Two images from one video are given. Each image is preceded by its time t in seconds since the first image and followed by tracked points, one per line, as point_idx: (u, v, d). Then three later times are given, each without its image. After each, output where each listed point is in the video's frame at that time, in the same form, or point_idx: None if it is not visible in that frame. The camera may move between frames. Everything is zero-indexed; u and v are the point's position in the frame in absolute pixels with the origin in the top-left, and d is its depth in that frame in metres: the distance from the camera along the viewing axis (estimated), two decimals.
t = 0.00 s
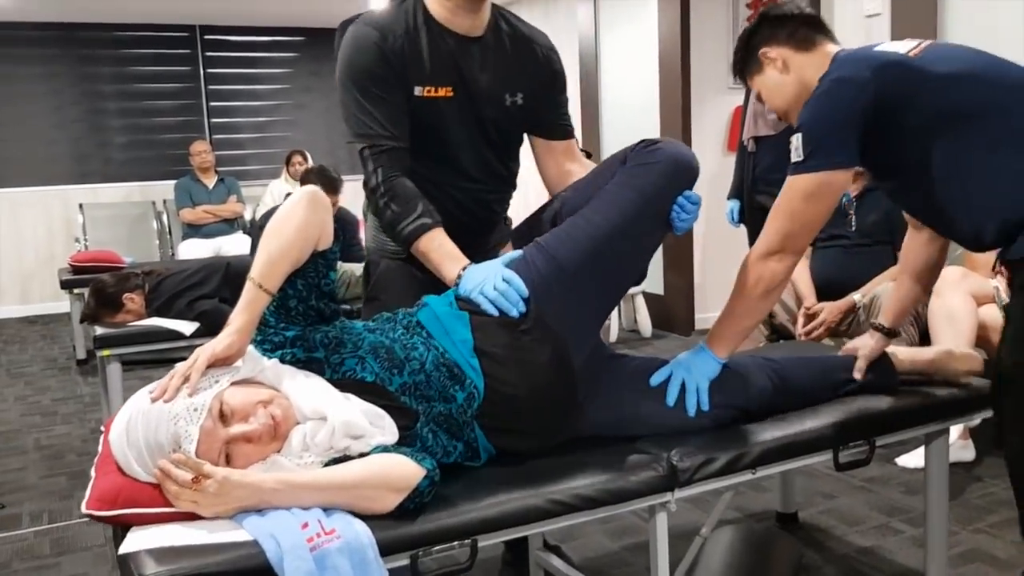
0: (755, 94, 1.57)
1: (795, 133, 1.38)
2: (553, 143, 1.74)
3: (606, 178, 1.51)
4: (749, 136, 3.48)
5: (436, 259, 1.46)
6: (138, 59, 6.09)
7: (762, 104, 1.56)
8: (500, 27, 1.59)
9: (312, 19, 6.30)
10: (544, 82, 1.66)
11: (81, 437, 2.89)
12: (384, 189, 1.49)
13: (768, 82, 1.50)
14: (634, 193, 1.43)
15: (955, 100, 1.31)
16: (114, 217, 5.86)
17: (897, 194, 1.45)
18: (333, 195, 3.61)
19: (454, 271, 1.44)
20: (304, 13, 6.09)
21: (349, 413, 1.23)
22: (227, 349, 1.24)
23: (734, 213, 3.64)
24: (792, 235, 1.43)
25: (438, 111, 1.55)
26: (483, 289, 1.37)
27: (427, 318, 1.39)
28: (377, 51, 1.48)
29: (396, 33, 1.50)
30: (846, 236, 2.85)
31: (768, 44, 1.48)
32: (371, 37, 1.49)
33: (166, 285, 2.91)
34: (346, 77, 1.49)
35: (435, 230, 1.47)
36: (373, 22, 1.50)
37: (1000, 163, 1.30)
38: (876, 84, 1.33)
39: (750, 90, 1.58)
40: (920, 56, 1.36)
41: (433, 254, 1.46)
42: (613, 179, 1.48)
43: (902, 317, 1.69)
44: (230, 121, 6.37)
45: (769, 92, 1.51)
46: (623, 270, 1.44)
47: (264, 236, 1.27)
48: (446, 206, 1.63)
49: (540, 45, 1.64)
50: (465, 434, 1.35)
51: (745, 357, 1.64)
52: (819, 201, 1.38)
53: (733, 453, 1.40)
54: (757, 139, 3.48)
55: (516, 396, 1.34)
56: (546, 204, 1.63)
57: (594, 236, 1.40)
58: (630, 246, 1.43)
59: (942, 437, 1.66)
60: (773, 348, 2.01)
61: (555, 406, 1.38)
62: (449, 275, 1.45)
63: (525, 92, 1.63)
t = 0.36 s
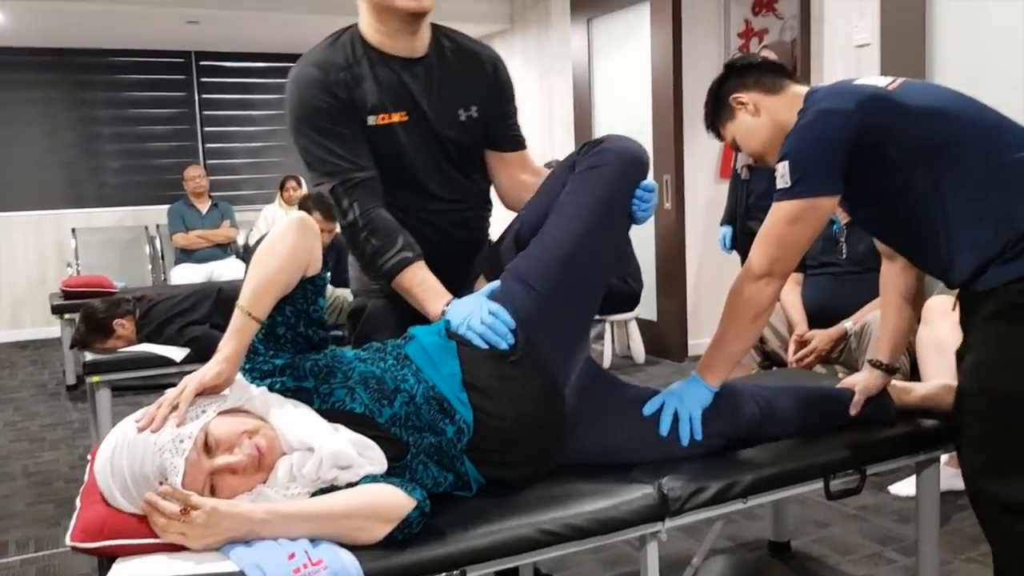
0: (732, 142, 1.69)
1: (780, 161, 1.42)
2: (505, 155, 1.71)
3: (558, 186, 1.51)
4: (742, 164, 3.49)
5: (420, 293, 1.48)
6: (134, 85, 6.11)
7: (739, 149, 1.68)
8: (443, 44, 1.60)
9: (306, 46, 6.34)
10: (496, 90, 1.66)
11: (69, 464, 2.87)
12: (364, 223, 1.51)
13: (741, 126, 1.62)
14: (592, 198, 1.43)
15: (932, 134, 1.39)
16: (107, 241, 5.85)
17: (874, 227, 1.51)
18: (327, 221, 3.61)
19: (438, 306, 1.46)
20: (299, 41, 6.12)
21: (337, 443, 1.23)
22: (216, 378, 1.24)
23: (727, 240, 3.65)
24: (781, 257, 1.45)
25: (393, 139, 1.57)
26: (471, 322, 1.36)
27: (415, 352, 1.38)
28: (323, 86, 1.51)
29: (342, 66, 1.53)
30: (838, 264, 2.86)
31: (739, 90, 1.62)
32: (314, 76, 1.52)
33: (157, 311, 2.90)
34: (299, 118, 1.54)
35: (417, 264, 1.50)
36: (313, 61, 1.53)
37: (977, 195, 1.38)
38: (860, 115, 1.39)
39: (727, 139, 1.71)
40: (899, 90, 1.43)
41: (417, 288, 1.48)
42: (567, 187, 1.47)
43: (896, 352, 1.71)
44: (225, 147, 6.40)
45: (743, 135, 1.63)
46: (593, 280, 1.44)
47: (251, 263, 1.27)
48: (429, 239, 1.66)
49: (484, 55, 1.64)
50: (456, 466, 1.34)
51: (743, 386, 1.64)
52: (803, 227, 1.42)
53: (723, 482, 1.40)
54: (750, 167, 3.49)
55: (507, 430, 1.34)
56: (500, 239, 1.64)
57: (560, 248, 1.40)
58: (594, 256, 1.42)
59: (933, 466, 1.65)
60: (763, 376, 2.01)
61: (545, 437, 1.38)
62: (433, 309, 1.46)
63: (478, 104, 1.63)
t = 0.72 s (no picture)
0: (709, 165, 1.72)
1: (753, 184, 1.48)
2: (465, 179, 1.70)
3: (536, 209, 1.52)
4: (731, 196, 3.52)
5: (401, 326, 1.48)
6: (123, 119, 6.13)
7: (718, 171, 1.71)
8: (395, 73, 1.60)
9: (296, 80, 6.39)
10: (453, 115, 1.65)
11: (52, 497, 2.83)
12: (335, 262, 1.50)
13: (721, 146, 1.65)
14: (564, 221, 1.44)
15: (897, 162, 1.46)
16: (94, 274, 5.82)
17: (841, 248, 1.60)
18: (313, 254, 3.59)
19: (421, 336, 1.47)
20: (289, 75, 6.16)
21: (323, 472, 1.22)
22: (201, 390, 1.26)
23: (716, 271, 3.67)
24: (757, 279, 1.48)
25: (354, 176, 1.57)
26: (456, 351, 1.38)
27: (402, 383, 1.36)
28: (275, 130, 1.53)
29: (293, 110, 1.55)
30: (823, 294, 2.88)
31: (716, 112, 1.66)
32: (267, 122, 1.53)
33: (143, 341, 2.90)
34: (256, 166, 1.55)
35: (395, 297, 1.49)
36: (265, 108, 1.54)
37: (941, 225, 1.45)
38: (827, 140, 1.47)
39: (704, 163, 1.74)
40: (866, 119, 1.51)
41: (398, 322, 1.48)
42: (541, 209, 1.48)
43: (881, 383, 1.72)
44: (215, 180, 6.44)
45: (722, 155, 1.66)
46: (567, 307, 1.43)
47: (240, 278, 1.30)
48: (405, 274, 1.65)
49: (439, 83, 1.64)
50: (444, 496, 1.33)
51: (728, 414, 1.64)
52: (774, 250, 1.46)
53: (711, 510, 1.39)
54: (738, 200, 3.53)
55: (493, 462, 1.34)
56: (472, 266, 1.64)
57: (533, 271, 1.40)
58: (565, 278, 1.42)
59: (920, 493, 1.66)
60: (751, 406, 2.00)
61: (530, 467, 1.39)
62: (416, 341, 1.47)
63: (437, 132, 1.63)
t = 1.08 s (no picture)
0: (701, 194, 1.74)
1: (752, 217, 1.49)
2: (463, 206, 1.72)
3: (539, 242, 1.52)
4: (727, 230, 3.55)
5: (400, 356, 1.49)
6: (122, 153, 6.17)
7: (710, 200, 1.72)
8: (389, 103, 1.61)
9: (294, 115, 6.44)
10: (448, 144, 1.65)
11: (45, 532, 2.80)
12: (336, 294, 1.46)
13: (714, 173, 1.66)
14: (568, 255, 1.44)
15: (899, 198, 1.48)
16: (90, 308, 5.82)
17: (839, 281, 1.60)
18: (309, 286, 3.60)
19: (421, 366, 1.49)
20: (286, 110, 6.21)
21: (321, 502, 1.22)
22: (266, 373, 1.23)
23: (713, 305, 3.68)
24: (755, 309, 1.49)
25: (352, 207, 1.58)
26: (457, 381, 1.38)
27: (404, 414, 1.36)
28: (272, 164, 1.55)
29: (290, 144, 1.57)
30: (820, 326, 2.90)
31: (709, 142, 1.68)
32: (264, 155, 1.55)
33: (138, 374, 2.89)
34: (255, 200, 1.57)
35: (394, 326, 1.49)
36: (263, 142, 1.56)
37: (939, 263, 1.46)
38: (828, 174, 1.48)
39: (696, 192, 1.75)
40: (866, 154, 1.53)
41: (398, 351, 1.48)
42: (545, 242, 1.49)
43: (873, 415, 1.72)
44: (213, 214, 6.47)
45: (714, 185, 1.68)
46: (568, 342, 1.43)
47: (298, 299, 1.34)
48: (404, 307, 1.66)
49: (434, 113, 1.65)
50: (443, 528, 1.32)
51: (726, 446, 1.64)
52: (773, 281, 1.47)
53: (711, 542, 1.39)
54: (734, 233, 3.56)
55: (493, 495, 1.33)
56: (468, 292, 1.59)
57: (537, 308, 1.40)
58: (568, 312, 1.43)
59: (919, 527, 1.65)
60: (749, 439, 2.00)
61: (531, 499, 1.38)
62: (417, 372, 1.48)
63: (433, 161, 1.63)
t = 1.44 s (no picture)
0: (696, 201, 1.75)
1: (751, 231, 1.50)
2: (467, 217, 1.71)
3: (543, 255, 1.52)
4: (726, 243, 3.57)
5: (400, 365, 1.48)
6: (123, 168, 6.19)
7: (705, 207, 1.73)
8: (389, 115, 1.60)
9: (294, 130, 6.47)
10: (448, 156, 1.65)
11: (46, 545, 2.80)
12: (337, 302, 1.51)
13: (716, 180, 1.67)
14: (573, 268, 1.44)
15: (901, 213, 1.49)
16: (90, 322, 5.82)
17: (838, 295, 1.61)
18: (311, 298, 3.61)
19: (421, 375, 1.47)
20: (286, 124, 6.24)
21: (321, 509, 1.23)
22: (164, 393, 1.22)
23: (713, 317, 3.68)
24: (751, 323, 1.50)
25: (353, 221, 1.59)
26: (456, 390, 1.38)
27: (401, 422, 1.36)
28: (272, 177, 1.57)
29: (291, 158, 1.58)
30: (820, 339, 2.91)
31: (714, 147, 1.69)
32: (265, 169, 1.57)
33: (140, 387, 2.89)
34: (256, 213, 1.58)
35: (395, 336, 1.49)
36: (264, 155, 1.58)
37: (940, 280, 1.47)
38: (827, 188, 1.49)
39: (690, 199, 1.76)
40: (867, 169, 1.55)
41: (398, 360, 1.48)
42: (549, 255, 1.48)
43: (875, 428, 1.72)
44: (213, 228, 6.48)
45: (711, 192, 1.69)
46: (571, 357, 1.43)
47: (213, 306, 1.33)
48: (405, 319, 1.66)
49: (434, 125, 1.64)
50: (441, 533, 1.33)
51: (724, 458, 1.65)
52: (773, 294, 1.48)
53: (712, 552, 1.39)
54: (734, 246, 3.57)
55: (491, 503, 1.33)
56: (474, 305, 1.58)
57: (541, 324, 1.40)
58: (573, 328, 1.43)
59: (919, 537, 1.65)
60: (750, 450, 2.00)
61: (530, 509, 1.38)
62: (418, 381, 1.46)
63: (433, 174, 1.64)
